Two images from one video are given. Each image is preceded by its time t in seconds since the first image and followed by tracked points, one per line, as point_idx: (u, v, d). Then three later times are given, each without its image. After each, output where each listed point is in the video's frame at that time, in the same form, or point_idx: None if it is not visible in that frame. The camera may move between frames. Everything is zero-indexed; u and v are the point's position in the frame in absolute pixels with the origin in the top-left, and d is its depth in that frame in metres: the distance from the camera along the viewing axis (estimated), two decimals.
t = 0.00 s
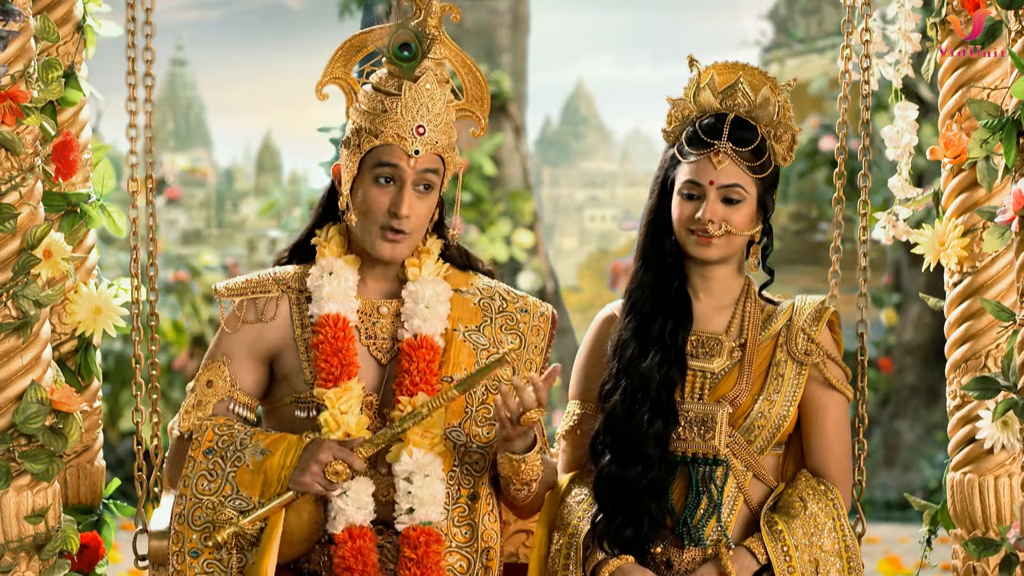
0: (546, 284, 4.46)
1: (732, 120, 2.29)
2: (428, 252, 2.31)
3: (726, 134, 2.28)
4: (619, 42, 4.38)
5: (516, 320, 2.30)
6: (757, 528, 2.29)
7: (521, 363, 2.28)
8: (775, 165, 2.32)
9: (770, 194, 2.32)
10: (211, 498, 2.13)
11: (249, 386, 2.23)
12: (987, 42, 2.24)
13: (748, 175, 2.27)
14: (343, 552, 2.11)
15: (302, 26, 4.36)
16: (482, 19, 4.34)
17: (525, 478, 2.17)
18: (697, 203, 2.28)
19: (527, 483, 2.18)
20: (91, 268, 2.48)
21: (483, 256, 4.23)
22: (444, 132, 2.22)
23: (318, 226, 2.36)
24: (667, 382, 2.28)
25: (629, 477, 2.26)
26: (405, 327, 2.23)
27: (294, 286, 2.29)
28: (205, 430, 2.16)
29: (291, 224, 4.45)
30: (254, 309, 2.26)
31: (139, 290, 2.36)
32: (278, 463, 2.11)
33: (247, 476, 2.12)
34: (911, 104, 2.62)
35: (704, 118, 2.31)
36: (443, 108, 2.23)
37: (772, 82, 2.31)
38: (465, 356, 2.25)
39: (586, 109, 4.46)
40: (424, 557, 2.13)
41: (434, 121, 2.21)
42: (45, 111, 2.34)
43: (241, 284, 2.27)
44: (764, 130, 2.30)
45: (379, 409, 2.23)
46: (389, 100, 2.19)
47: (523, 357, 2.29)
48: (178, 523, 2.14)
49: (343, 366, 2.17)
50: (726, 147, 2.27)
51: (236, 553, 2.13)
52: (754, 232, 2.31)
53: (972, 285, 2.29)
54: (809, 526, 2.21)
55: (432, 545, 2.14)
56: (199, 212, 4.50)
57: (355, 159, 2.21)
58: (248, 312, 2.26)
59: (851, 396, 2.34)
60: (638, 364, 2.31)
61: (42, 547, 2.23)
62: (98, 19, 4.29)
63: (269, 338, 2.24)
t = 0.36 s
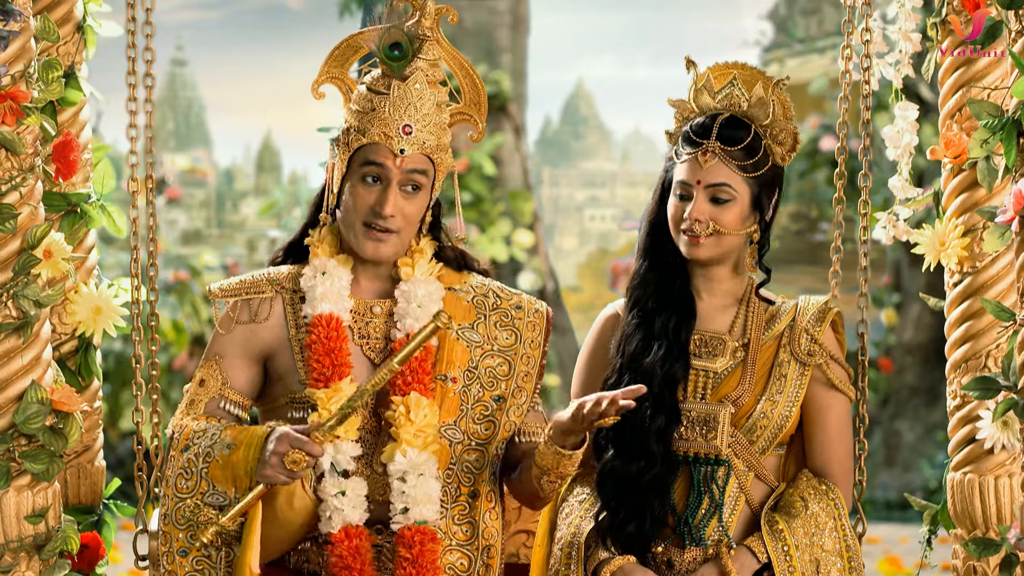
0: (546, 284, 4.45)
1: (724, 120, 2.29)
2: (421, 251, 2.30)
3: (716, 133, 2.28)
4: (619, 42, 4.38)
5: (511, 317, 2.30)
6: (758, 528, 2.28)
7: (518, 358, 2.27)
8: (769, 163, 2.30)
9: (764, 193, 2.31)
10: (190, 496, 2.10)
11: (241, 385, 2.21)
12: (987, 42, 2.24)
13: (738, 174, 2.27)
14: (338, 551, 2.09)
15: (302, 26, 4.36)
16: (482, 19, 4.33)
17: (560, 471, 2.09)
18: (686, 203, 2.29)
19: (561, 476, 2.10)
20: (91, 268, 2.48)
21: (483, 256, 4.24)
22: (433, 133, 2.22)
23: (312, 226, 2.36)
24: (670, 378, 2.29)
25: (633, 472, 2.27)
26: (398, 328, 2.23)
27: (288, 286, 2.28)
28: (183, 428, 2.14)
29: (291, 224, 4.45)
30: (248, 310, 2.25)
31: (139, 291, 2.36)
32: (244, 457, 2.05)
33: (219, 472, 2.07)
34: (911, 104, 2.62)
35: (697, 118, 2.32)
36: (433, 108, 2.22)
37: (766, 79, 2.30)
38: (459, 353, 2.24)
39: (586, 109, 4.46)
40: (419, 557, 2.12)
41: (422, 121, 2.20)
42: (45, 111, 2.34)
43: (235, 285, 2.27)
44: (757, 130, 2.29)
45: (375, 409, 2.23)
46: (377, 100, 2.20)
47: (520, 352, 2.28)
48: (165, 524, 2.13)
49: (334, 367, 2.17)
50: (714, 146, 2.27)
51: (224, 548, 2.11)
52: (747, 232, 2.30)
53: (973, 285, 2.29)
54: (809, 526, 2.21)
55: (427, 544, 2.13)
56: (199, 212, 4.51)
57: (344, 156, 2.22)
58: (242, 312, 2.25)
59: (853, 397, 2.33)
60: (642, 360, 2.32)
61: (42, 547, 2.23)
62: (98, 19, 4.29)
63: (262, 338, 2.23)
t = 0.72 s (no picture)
0: (546, 284, 4.45)
1: (710, 120, 2.30)
2: (418, 251, 2.29)
3: (700, 133, 2.28)
4: (619, 42, 4.38)
5: (508, 315, 2.30)
6: (757, 527, 2.28)
7: (515, 355, 2.27)
8: (757, 162, 2.29)
9: (753, 193, 2.30)
10: (176, 493, 2.09)
11: (237, 385, 2.21)
12: (987, 42, 2.24)
13: (723, 174, 2.27)
14: (333, 551, 2.10)
15: (302, 26, 4.36)
16: (482, 19, 4.33)
17: (600, 460, 2.09)
18: (674, 205, 2.29)
19: (600, 465, 2.10)
20: (91, 268, 2.48)
21: (483, 256, 4.24)
22: (424, 134, 2.21)
23: (309, 225, 2.36)
24: (669, 374, 2.29)
25: (632, 469, 2.28)
26: (392, 329, 2.23)
27: (284, 286, 2.28)
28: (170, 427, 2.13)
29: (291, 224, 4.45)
30: (243, 311, 2.24)
31: (138, 291, 2.36)
32: (219, 453, 2.02)
33: (198, 468, 2.05)
34: (911, 104, 2.62)
35: (685, 120, 2.33)
36: (425, 110, 2.22)
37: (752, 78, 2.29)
38: (455, 352, 2.25)
39: (586, 108, 4.46)
40: (415, 557, 2.12)
41: (412, 122, 2.20)
42: (45, 111, 2.34)
43: (231, 286, 2.27)
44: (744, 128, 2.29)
45: (371, 409, 2.23)
46: (368, 99, 2.21)
47: (518, 349, 2.28)
48: (156, 523, 2.13)
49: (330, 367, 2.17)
50: (699, 146, 2.27)
51: (212, 545, 2.09)
52: (738, 232, 2.29)
53: (972, 285, 2.29)
54: (809, 526, 2.21)
55: (423, 545, 2.13)
56: (199, 212, 4.51)
57: (336, 154, 2.22)
58: (238, 313, 2.24)
59: (852, 396, 2.34)
60: (640, 357, 2.32)
61: (42, 547, 2.23)
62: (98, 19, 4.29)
63: (257, 338, 2.23)
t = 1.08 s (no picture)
0: (546, 284, 4.45)
1: (702, 121, 2.30)
2: (417, 256, 2.30)
3: (692, 134, 2.28)
4: (619, 42, 4.38)
5: (506, 318, 2.30)
6: (757, 528, 2.28)
7: (515, 358, 2.27)
8: (749, 160, 2.29)
9: (747, 193, 2.29)
10: (172, 484, 2.09)
11: (235, 390, 2.22)
12: (987, 42, 2.24)
13: (715, 174, 2.26)
14: (330, 560, 2.09)
15: (302, 26, 4.36)
16: (482, 19, 4.27)
17: (589, 431, 2.06)
18: (667, 206, 2.29)
19: (589, 439, 2.06)
20: (91, 268, 2.48)
21: (483, 255, 4.24)
22: (433, 146, 2.21)
23: (309, 225, 2.36)
24: (668, 375, 2.29)
25: (632, 469, 2.28)
26: (391, 335, 2.23)
27: (281, 291, 2.28)
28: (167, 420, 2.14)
29: (290, 223, 4.45)
30: (240, 316, 2.25)
31: (138, 290, 2.36)
32: (212, 438, 2.02)
33: (193, 456, 2.05)
34: (911, 104, 2.62)
35: (678, 121, 2.33)
36: (435, 121, 2.22)
37: (744, 77, 2.30)
38: (453, 356, 2.24)
39: (586, 108, 4.46)
40: (413, 565, 2.12)
41: (422, 133, 2.20)
42: (45, 111, 2.34)
43: (228, 290, 2.27)
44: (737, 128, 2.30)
45: (369, 413, 2.23)
46: (379, 108, 2.19)
47: (517, 353, 2.28)
48: (154, 517, 2.13)
49: (325, 376, 2.16)
50: (690, 147, 2.27)
51: (212, 534, 2.09)
52: (731, 232, 2.28)
53: (972, 285, 2.29)
54: (809, 526, 2.21)
55: (421, 554, 2.12)
56: (199, 212, 4.51)
57: (342, 162, 2.21)
58: (234, 318, 2.25)
59: (852, 396, 2.34)
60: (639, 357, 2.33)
61: (42, 547, 2.23)
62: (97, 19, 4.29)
63: (253, 344, 2.23)
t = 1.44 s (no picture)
0: (546, 284, 4.45)
1: (698, 123, 2.30)
2: (418, 255, 2.30)
3: (688, 137, 2.28)
4: (619, 42, 4.38)
5: (507, 317, 2.30)
6: (757, 528, 2.28)
7: (518, 356, 2.27)
8: (746, 162, 2.29)
9: (745, 195, 2.29)
10: (174, 501, 2.08)
11: (239, 390, 2.21)
12: (987, 42, 2.24)
13: (712, 176, 2.26)
14: (333, 558, 2.10)
15: (302, 26, 4.36)
16: (482, 18, 4.31)
17: (627, 448, 2.10)
18: (665, 207, 2.29)
19: (625, 454, 2.11)
20: (91, 268, 2.47)
21: (484, 255, 4.25)
22: (429, 140, 2.21)
23: (309, 225, 2.36)
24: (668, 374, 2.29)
25: (632, 469, 2.28)
26: (391, 334, 2.23)
27: (283, 289, 2.28)
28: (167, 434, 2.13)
29: (291, 224, 4.46)
30: (241, 314, 2.25)
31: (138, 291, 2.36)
32: (212, 462, 2.00)
33: (194, 476, 2.04)
34: (911, 104, 2.62)
35: (675, 123, 2.33)
36: (429, 115, 2.22)
37: (740, 78, 2.30)
38: (453, 356, 2.24)
39: (586, 108, 4.46)
40: (409, 565, 2.11)
41: (418, 129, 2.20)
42: (45, 111, 2.34)
43: (229, 289, 2.27)
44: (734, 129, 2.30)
45: (369, 412, 2.23)
46: (373, 107, 2.19)
47: (519, 351, 2.28)
48: (154, 531, 2.13)
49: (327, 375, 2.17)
50: (687, 149, 2.27)
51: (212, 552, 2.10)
52: (729, 234, 2.28)
53: (973, 286, 2.28)
54: (808, 526, 2.21)
55: (417, 553, 2.12)
56: (199, 212, 4.51)
57: (341, 162, 2.21)
58: (236, 316, 2.25)
59: (852, 396, 2.34)
60: (638, 357, 2.32)
61: (42, 547, 2.23)
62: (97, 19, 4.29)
63: (256, 342, 2.23)
